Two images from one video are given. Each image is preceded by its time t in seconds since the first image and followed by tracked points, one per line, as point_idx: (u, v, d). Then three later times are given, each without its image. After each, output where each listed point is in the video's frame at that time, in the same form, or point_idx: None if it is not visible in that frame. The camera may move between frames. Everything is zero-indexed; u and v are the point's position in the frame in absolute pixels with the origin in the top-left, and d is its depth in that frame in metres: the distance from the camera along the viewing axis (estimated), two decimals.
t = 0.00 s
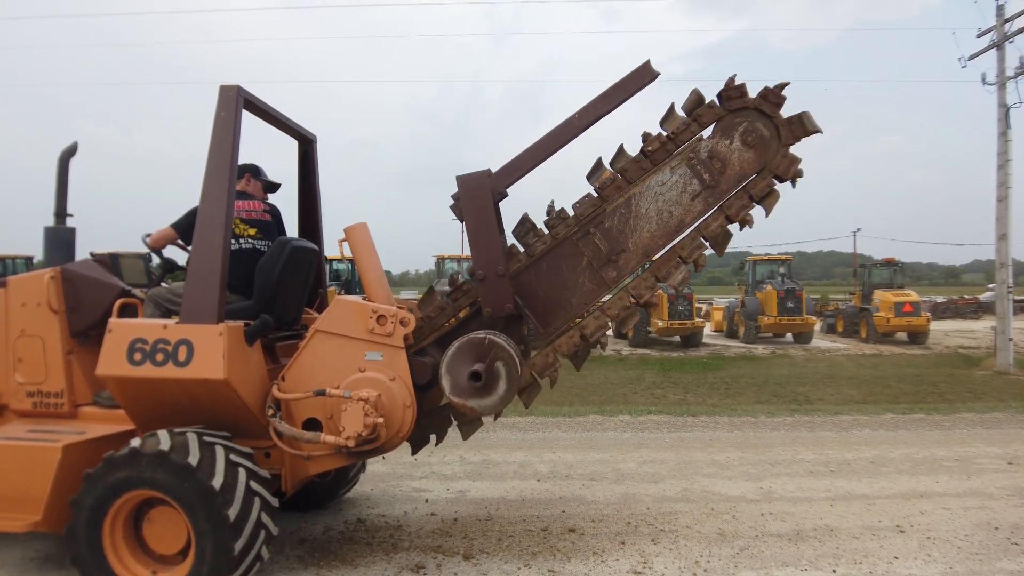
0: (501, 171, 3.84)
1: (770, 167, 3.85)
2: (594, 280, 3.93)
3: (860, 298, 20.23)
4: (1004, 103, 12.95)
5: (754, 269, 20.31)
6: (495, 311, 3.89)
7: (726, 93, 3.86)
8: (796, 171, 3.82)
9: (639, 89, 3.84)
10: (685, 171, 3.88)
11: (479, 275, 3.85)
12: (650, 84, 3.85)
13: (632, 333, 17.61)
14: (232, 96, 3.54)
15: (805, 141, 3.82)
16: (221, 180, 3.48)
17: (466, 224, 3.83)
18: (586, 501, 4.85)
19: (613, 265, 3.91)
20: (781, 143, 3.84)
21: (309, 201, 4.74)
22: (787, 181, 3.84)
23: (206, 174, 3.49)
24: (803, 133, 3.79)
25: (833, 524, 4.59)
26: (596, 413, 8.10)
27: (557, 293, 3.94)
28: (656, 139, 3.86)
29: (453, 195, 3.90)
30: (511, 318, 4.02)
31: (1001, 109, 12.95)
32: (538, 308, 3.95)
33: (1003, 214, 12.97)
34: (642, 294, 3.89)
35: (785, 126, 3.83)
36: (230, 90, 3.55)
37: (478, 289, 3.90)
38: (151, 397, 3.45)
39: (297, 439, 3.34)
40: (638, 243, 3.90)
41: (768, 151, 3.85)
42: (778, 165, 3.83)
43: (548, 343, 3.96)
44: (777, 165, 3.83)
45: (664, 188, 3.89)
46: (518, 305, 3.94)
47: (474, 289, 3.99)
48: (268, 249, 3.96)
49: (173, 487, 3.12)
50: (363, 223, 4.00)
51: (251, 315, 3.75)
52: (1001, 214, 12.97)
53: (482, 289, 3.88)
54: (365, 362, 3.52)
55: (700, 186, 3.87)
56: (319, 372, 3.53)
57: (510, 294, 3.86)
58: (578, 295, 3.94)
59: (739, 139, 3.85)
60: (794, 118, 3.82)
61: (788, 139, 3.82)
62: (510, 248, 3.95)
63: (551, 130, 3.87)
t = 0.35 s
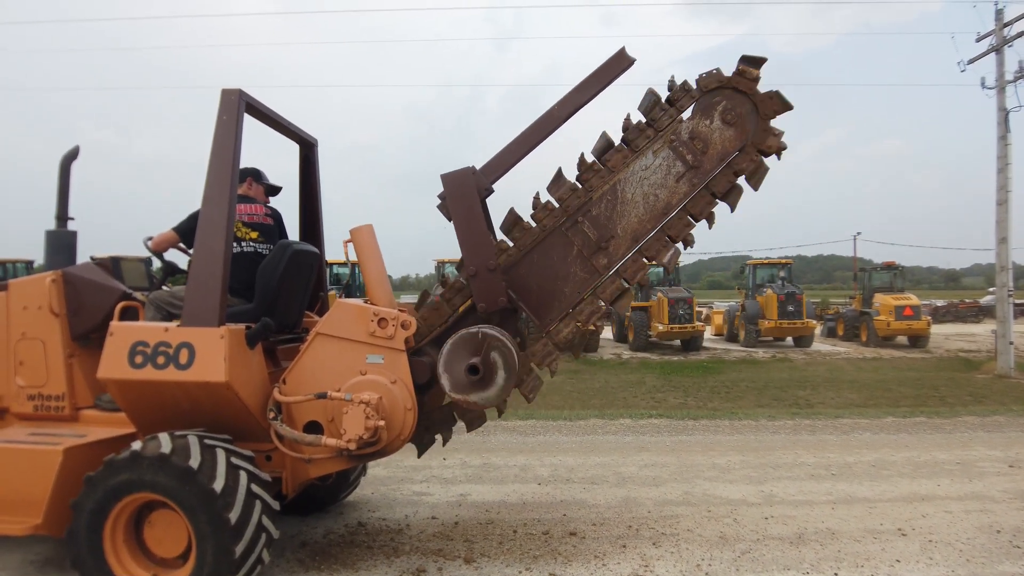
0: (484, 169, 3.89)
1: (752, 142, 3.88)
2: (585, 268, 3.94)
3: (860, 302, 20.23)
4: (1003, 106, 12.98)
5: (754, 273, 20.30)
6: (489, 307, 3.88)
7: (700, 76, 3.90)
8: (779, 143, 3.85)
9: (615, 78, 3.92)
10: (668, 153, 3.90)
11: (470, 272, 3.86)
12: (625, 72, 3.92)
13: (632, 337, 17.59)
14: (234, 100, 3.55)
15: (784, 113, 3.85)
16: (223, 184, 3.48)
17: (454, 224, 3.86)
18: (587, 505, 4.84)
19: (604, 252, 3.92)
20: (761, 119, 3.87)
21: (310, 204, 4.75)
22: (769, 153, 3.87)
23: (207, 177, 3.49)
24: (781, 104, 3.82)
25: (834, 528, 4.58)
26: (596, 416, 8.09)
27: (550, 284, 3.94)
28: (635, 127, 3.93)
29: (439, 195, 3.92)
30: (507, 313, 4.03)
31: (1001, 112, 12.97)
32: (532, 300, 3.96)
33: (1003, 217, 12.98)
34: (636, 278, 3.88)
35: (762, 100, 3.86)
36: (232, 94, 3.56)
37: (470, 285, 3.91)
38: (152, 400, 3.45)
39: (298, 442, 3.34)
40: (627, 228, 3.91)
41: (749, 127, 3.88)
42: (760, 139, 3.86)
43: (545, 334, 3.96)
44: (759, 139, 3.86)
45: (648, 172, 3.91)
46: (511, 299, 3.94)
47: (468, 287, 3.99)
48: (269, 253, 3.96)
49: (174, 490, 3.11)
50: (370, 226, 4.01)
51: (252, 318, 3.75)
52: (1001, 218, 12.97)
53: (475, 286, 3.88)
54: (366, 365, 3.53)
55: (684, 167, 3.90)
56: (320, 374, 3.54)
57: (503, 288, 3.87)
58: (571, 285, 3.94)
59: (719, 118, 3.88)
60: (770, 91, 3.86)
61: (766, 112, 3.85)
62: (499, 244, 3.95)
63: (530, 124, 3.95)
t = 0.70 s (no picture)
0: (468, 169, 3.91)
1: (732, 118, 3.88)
2: (576, 258, 3.94)
3: (861, 305, 20.21)
4: (1003, 110, 13.00)
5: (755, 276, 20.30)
6: (483, 304, 3.88)
7: (673, 59, 3.91)
8: (758, 116, 3.84)
9: (589, 66, 3.94)
10: (648, 138, 3.92)
11: (461, 270, 3.87)
12: (600, 60, 3.95)
13: (633, 341, 17.58)
14: (237, 106, 3.56)
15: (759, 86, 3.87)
16: (225, 189, 3.49)
17: (442, 224, 3.87)
18: (589, 510, 4.84)
19: (593, 240, 3.92)
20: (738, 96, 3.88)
21: (313, 210, 4.75)
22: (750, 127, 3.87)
23: (211, 182, 3.50)
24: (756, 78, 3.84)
25: (837, 533, 4.57)
26: (597, 421, 8.08)
27: (542, 276, 3.95)
28: (613, 115, 3.95)
29: (425, 198, 3.94)
30: (502, 309, 4.03)
31: (1001, 116, 12.99)
32: (526, 294, 3.96)
33: (1003, 221, 12.99)
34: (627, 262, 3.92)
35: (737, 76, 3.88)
36: (235, 99, 3.57)
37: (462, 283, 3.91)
38: (155, 406, 3.45)
39: (301, 447, 3.33)
40: (614, 215, 3.93)
41: (726, 104, 3.89)
42: (739, 114, 3.86)
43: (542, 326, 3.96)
44: (738, 114, 3.86)
45: (630, 158, 3.92)
46: (505, 294, 3.94)
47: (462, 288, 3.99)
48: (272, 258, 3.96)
49: (176, 495, 3.11)
50: (379, 230, 4.01)
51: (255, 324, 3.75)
52: (1002, 221, 12.97)
53: (467, 283, 3.88)
54: (369, 371, 3.52)
55: (666, 149, 3.91)
56: (323, 380, 3.53)
57: (496, 283, 3.87)
58: (563, 276, 3.95)
59: (696, 99, 3.90)
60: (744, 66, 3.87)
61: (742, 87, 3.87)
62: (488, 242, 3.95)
63: (508, 123, 3.95)
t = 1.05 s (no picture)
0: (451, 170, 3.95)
1: (708, 98, 3.90)
2: (567, 250, 3.95)
3: (866, 312, 20.15)
4: (1008, 116, 12.97)
5: (760, 283, 20.25)
6: (478, 302, 3.89)
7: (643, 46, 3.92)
8: (735, 92, 3.85)
9: (562, 59, 4.01)
10: (628, 125, 3.94)
11: (454, 271, 3.88)
12: (572, 53, 4.02)
13: (638, 347, 17.55)
14: (244, 114, 3.57)
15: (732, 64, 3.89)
16: (232, 197, 3.50)
17: (430, 229, 3.88)
18: (594, 518, 4.82)
19: (583, 231, 3.94)
20: (712, 75, 3.89)
21: (318, 218, 4.77)
22: (727, 104, 3.88)
23: (217, 190, 3.51)
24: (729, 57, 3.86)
25: (845, 542, 4.54)
26: (602, 428, 8.06)
27: (535, 271, 3.96)
28: (590, 106, 3.96)
29: (412, 204, 3.95)
30: (498, 306, 4.04)
31: (1005, 122, 12.97)
32: (520, 290, 3.96)
33: (1009, 228, 12.94)
34: (619, 247, 3.88)
35: (709, 55, 3.90)
36: (242, 107, 3.58)
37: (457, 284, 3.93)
38: (160, 413, 3.45)
39: (306, 455, 3.33)
40: (601, 205, 3.94)
41: (702, 84, 3.91)
42: (716, 94, 3.87)
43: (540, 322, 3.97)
44: (715, 93, 3.87)
45: (611, 147, 3.94)
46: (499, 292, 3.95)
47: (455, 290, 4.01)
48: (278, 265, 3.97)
49: (182, 504, 3.11)
50: (393, 237, 4.00)
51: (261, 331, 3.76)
52: (1008, 228, 12.93)
53: (461, 284, 3.88)
54: (374, 379, 3.53)
55: (646, 135, 3.93)
56: (328, 388, 3.53)
57: (489, 282, 3.88)
58: (556, 269, 3.96)
59: (671, 82, 3.92)
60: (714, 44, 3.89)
61: (716, 65, 3.88)
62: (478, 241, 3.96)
63: (488, 121, 4.01)
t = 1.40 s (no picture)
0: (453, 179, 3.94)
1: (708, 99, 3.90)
2: (573, 256, 3.93)
3: (876, 322, 20.02)
4: (1017, 125, 12.92)
5: (768, 293, 20.17)
6: (485, 310, 3.87)
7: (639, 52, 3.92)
8: (734, 90, 3.85)
9: (560, 67, 4.01)
10: (628, 130, 3.94)
11: (460, 280, 3.87)
12: (571, 61, 4.03)
13: (646, 357, 17.49)
14: (255, 126, 3.59)
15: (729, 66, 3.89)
16: (242, 209, 3.51)
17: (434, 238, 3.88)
18: (605, 530, 4.78)
19: (588, 237, 3.92)
20: (711, 77, 3.90)
21: (328, 229, 4.78)
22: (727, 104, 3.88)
23: (228, 202, 3.52)
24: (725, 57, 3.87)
25: (859, 555, 4.49)
26: (612, 439, 8.02)
27: (541, 278, 3.94)
28: (589, 113, 3.96)
29: (416, 214, 3.95)
30: (506, 314, 4.01)
31: (1014, 131, 12.92)
32: (527, 297, 3.94)
33: (1020, 236, 12.85)
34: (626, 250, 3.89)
35: (706, 57, 3.91)
36: (254, 119, 3.61)
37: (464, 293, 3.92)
38: (172, 424, 3.46)
39: (317, 466, 3.32)
40: (605, 209, 3.93)
41: (700, 86, 3.91)
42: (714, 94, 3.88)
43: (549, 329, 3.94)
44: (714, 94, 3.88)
45: (613, 153, 3.94)
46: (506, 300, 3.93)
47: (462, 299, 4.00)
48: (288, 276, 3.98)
49: (193, 515, 3.10)
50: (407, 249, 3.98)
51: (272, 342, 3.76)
52: (1018, 236, 12.85)
53: (468, 293, 3.87)
54: (384, 389, 3.52)
55: (647, 139, 3.93)
56: (339, 399, 3.53)
57: (495, 290, 3.87)
58: (562, 275, 3.94)
59: (669, 85, 3.92)
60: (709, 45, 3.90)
61: (713, 67, 3.88)
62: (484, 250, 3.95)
63: (489, 131, 4.02)
